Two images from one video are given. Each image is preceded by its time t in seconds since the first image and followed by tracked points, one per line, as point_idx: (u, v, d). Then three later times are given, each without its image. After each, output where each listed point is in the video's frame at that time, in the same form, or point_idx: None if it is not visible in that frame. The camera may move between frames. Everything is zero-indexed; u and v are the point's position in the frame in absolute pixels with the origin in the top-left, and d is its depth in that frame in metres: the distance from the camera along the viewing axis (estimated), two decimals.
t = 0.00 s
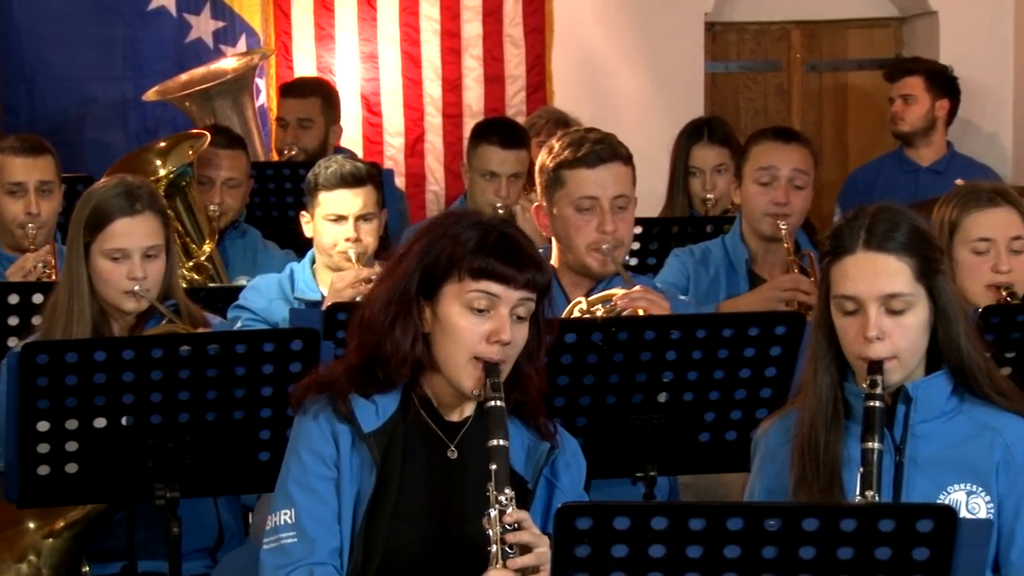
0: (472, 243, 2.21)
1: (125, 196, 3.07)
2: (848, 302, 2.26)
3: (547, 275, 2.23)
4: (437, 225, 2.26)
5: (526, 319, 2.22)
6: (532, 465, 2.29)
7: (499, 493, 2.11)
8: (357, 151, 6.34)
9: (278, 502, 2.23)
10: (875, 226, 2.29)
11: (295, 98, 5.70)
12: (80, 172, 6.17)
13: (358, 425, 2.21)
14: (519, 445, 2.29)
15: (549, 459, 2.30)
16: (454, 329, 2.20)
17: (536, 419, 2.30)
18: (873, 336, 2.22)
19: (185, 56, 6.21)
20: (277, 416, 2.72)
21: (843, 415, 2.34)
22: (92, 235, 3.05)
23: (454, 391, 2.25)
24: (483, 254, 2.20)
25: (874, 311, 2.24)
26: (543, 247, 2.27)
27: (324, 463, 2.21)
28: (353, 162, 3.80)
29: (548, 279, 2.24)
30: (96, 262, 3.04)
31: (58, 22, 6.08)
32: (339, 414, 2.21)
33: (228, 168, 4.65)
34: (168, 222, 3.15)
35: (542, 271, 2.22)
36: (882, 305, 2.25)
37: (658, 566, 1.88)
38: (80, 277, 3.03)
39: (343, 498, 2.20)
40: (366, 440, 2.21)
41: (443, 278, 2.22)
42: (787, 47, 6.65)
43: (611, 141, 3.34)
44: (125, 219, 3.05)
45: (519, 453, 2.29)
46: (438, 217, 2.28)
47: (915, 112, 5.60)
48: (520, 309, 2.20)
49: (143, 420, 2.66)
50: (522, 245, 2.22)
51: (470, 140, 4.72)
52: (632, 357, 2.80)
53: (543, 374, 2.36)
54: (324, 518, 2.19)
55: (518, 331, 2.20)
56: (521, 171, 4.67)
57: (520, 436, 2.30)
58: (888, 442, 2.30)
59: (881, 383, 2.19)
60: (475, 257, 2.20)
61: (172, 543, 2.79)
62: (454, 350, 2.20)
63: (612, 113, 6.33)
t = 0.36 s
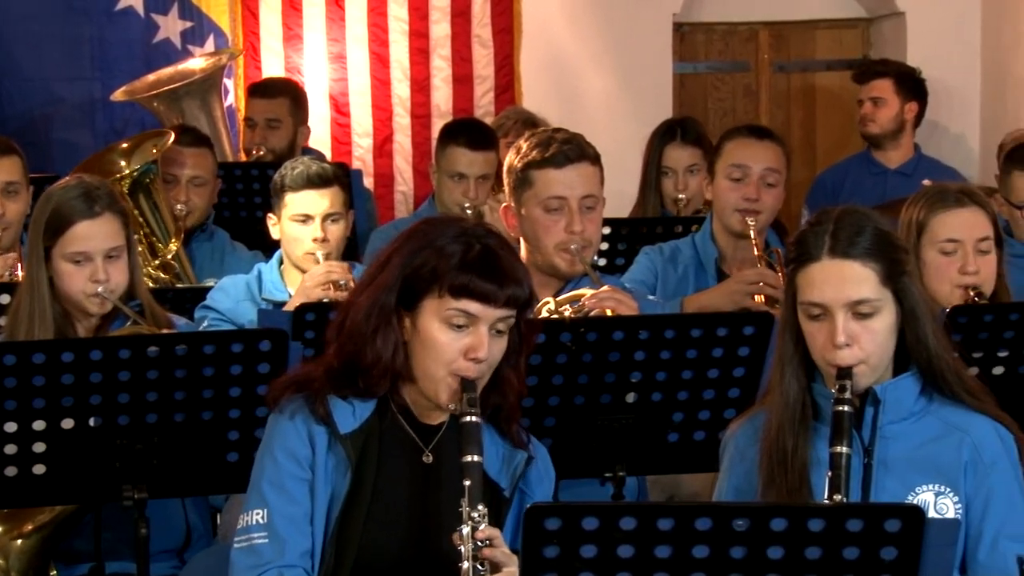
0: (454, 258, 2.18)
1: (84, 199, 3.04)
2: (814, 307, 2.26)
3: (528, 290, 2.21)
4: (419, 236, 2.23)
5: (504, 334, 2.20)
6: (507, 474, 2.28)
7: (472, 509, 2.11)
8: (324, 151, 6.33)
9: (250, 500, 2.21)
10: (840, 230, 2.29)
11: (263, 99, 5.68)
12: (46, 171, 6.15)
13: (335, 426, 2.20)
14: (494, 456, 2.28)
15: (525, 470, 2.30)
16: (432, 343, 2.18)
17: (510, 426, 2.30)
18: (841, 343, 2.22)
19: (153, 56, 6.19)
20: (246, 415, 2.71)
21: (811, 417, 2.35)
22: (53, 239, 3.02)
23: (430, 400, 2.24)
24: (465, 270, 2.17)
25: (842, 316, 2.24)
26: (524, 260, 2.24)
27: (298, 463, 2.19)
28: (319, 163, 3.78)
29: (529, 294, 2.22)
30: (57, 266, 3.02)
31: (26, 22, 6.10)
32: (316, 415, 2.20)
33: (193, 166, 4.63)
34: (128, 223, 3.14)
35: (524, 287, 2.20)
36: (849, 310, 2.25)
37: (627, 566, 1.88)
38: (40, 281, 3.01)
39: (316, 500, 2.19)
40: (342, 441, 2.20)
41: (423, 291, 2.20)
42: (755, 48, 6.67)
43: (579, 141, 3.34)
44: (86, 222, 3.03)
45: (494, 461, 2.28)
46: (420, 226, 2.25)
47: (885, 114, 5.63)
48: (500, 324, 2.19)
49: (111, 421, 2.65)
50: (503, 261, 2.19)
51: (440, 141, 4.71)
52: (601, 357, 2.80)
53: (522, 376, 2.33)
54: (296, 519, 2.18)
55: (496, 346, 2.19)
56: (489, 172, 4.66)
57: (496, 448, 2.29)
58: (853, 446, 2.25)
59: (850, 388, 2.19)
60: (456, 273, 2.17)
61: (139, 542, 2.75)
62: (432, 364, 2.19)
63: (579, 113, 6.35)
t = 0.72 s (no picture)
0: (405, 257, 2.19)
1: (56, 200, 3.03)
2: (782, 310, 2.26)
3: (481, 286, 2.21)
4: (369, 237, 2.24)
5: (461, 330, 2.20)
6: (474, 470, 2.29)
7: (437, 507, 2.11)
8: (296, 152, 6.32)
9: (218, 511, 2.21)
10: (808, 234, 2.30)
11: (237, 99, 5.67)
12: (19, 172, 6.16)
13: (297, 433, 2.19)
14: (457, 451, 2.29)
15: (489, 466, 2.30)
16: (388, 343, 2.18)
17: (473, 419, 2.31)
18: (810, 345, 2.22)
19: (125, 57, 6.17)
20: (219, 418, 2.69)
21: (781, 419, 2.35)
22: (24, 240, 3.02)
23: (390, 400, 2.23)
24: (416, 269, 2.18)
25: (810, 319, 2.25)
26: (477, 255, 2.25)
27: (263, 471, 2.19)
28: (292, 163, 3.77)
29: (482, 289, 2.22)
30: (28, 266, 3.01)
31: None
32: (278, 423, 2.19)
33: (165, 166, 4.62)
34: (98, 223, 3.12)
35: (476, 283, 2.20)
36: (818, 314, 2.25)
37: (600, 566, 1.88)
38: (10, 283, 3.00)
39: (283, 507, 2.18)
40: (305, 448, 2.19)
41: (376, 292, 2.20)
42: (727, 49, 6.68)
43: (555, 142, 3.34)
44: (57, 223, 3.01)
45: (458, 457, 2.28)
46: (371, 226, 2.26)
47: (861, 113, 5.64)
48: (455, 320, 2.19)
49: (83, 423, 2.64)
50: (455, 258, 2.20)
51: (412, 141, 4.71)
52: (573, 357, 2.80)
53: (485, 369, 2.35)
54: (265, 527, 2.17)
55: (451, 342, 2.19)
56: (462, 171, 4.66)
57: (460, 441, 2.30)
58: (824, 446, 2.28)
59: (819, 391, 2.20)
60: (407, 273, 2.18)
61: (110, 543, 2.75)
62: (388, 365, 2.18)
63: (554, 114, 6.33)
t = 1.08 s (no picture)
0: (326, 247, 2.22)
1: (26, 200, 3.02)
2: (753, 307, 2.27)
3: (408, 266, 2.24)
4: (290, 234, 2.28)
5: (395, 313, 2.23)
6: (427, 458, 2.30)
7: (396, 485, 2.10)
8: (268, 152, 6.29)
9: (182, 523, 2.19)
10: (779, 231, 2.31)
11: (210, 99, 5.65)
12: None
13: (250, 437, 2.18)
14: (409, 437, 2.30)
15: (443, 450, 2.30)
16: (324, 336, 2.20)
17: (420, 402, 2.32)
18: (780, 342, 2.23)
19: (96, 57, 6.16)
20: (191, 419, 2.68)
21: (751, 418, 2.36)
22: None
23: (336, 393, 2.24)
24: (339, 257, 2.21)
25: (781, 316, 2.25)
26: (400, 237, 2.28)
27: (221, 478, 2.18)
28: (264, 162, 3.77)
29: (410, 269, 2.25)
30: None
31: None
32: (230, 430, 2.19)
33: (136, 168, 4.59)
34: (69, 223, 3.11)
35: (403, 263, 2.23)
36: (788, 310, 2.26)
37: (572, 566, 1.87)
38: None
39: (247, 511, 2.17)
40: (260, 451, 2.18)
41: (304, 286, 2.23)
42: (698, 49, 6.69)
43: (531, 143, 3.34)
44: (27, 224, 3.00)
45: (411, 446, 2.30)
46: (291, 223, 2.30)
47: (842, 116, 5.63)
48: (388, 303, 2.21)
49: (53, 423, 2.62)
50: (377, 242, 2.23)
51: (384, 140, 4.71)
52: (546, 357, 2.79)
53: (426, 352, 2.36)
54: (231, 533, 2.16)
55: (388, 325, 2.21)
56: (435, 171, 4.65)
57: (410, 427, 2.31)
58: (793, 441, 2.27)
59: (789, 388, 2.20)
60: (331, 262, 2.21)
61: (81, 546, 2.74)
62: (327, 357, 2.20)
63: (526, 116, 6.34)
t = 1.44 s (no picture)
0: (250, 252, 2.23)
1: None
2: (724, 301, 2.28)
3: (334, 260, 2.24)
4: (211, 244, 2.27)
5: (330, 307, 2.24)
6: (377, 454, 2.29)
7: (346, 486, 2.09)
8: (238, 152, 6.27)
9: (137, 542, 2.20)
10: (752, 226, 2.32)
11: (178, 99, 5.63)
12: None
13: (197, 450, 2.19)
14: (360, 432, 2.30)
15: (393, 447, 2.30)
16: (261, 341, 2.21)
17: (364, 392, 2.33)
18: (749, 336, 2.24)
19: (64, 57, 6.12)
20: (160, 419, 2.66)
21: (722, 418, 2.36)
22: None
23: (281, 395, 2.25)
24: (263, 261, 2.21)
25: (752, 311, 2.26)
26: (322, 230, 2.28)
27: (171, 493, 2.19)
28: (232, 162, 3.77)
29: (336, 262, 2.25)
30: None
31: None
32: (176, 445, 2.19)
33: (104, 169, 4.57)
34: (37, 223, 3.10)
35: (328, 257, 2.23)
36: (759, 305, 2.27)
37: (542, 566, 1.87)
38: None
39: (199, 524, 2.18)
40: (208, 464, 2.19)
41: (233, 294, 2.24)
42: (667, 49, 6.71)
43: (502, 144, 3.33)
44: None
45: (362, 442, 2.30)
46: (212, 232, 2.29)
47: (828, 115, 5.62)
48: (321, 298, 2.22)
49: (22, 424, 2.61)
50: (300, 240, 2.23)
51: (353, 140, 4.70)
52: (516, 357, 2.79)
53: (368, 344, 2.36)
54: (185, 548, 2.17)
55: (323, 320, 2.22)
56: (405, 173, 4.64)
57: (361, 422, 2.31)
58: (762, 444, 2.22)
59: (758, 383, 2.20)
60: (257, 267, 2.21)
61: (50, 547, 2.72)
62: (269, 362, 2.21)
63: (495, 117, 6.35)
